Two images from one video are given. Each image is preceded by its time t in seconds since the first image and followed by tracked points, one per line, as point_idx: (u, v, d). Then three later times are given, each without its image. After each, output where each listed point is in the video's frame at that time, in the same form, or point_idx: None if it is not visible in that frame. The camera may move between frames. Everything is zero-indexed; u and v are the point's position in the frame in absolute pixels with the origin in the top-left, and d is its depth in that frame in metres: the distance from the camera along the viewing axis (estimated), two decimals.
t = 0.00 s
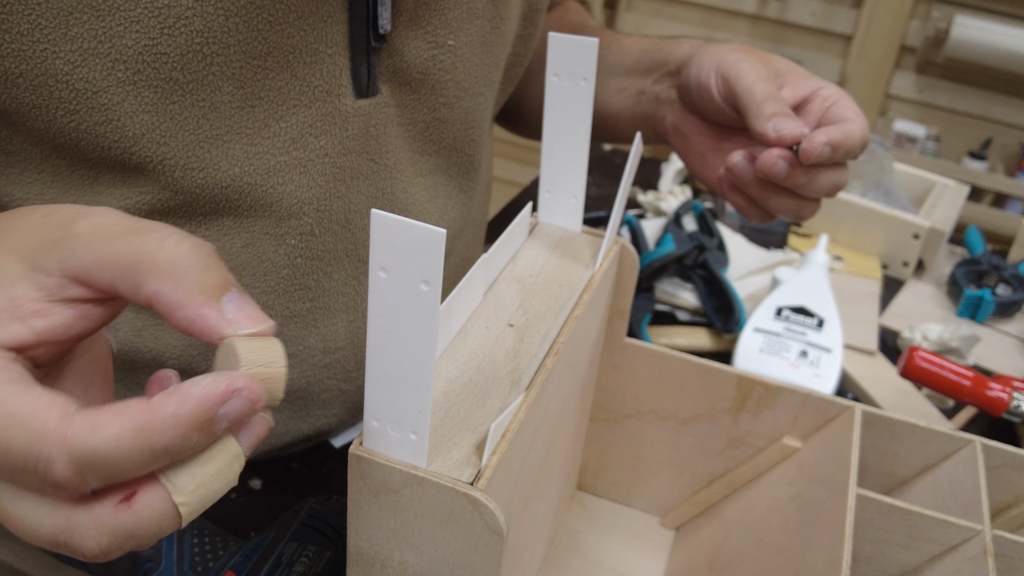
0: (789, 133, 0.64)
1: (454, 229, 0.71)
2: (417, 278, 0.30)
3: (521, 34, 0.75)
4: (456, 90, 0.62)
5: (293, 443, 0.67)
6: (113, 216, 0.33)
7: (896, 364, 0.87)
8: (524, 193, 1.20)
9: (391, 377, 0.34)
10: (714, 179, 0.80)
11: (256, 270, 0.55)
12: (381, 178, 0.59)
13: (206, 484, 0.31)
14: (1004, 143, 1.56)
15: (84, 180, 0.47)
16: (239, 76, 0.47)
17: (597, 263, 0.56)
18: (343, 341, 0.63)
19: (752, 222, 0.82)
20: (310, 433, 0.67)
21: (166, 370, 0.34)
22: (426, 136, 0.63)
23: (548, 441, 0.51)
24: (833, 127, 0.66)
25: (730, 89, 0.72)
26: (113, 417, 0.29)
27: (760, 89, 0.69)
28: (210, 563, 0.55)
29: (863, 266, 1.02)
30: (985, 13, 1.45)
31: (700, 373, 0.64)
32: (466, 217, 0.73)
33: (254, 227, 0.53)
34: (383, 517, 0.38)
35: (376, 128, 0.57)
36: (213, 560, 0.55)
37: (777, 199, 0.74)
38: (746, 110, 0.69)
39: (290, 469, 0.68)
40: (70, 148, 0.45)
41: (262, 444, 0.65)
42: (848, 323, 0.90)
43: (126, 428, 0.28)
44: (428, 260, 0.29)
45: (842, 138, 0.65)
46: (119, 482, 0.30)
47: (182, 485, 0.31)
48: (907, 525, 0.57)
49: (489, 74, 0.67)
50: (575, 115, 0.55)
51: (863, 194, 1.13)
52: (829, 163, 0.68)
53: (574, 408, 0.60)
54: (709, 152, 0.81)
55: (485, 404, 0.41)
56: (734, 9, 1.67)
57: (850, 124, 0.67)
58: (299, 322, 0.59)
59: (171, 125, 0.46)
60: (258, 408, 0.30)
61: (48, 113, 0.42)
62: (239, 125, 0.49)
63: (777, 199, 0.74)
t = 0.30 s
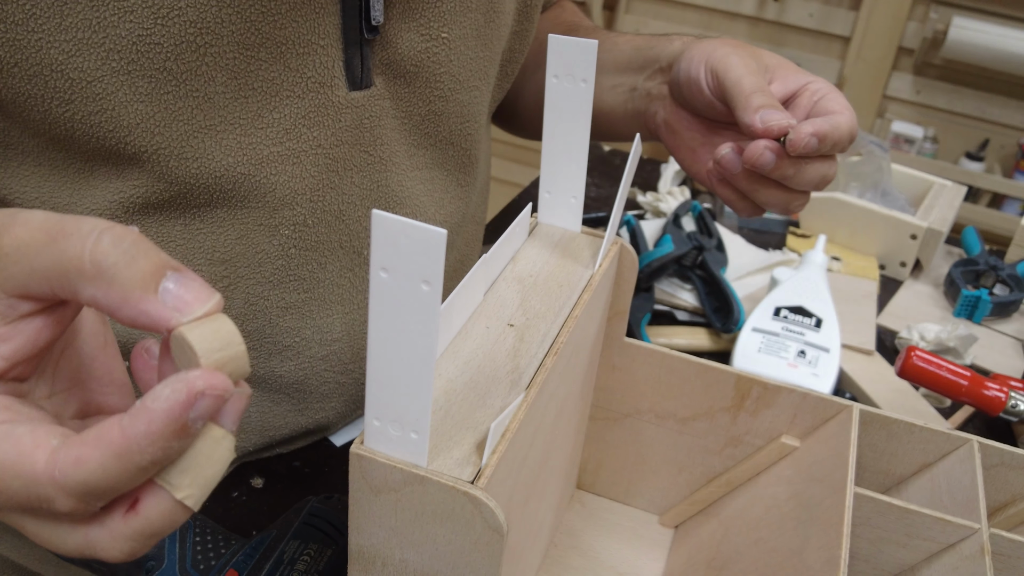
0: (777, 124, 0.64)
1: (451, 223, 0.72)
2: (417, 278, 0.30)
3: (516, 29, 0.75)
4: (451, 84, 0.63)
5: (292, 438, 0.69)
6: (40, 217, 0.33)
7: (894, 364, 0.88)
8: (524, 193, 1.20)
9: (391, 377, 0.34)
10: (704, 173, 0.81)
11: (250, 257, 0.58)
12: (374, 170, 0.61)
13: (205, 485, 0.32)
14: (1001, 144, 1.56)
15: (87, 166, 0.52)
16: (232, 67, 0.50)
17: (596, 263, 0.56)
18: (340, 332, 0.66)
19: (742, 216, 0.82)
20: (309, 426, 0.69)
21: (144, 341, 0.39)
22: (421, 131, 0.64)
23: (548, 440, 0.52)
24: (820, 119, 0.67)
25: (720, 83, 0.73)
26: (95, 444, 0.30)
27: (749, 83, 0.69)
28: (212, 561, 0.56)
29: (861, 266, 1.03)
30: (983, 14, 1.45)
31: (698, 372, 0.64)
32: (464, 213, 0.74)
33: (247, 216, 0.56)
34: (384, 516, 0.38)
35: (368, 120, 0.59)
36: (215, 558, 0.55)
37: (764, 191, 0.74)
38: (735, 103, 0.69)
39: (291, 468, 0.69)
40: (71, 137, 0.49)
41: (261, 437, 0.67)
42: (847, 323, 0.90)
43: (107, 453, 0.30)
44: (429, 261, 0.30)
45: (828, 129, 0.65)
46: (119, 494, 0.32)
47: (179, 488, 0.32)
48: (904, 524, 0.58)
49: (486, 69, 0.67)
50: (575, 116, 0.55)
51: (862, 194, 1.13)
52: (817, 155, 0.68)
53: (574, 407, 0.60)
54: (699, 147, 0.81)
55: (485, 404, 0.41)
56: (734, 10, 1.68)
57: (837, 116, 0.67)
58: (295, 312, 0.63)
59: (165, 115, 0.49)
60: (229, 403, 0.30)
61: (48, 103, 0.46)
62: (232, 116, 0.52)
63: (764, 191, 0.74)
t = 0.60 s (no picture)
0: (767, 124, 0.65)
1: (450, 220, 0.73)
2: (418, 278, 0.31)
3: (515, 29, 0.75)
4: (450, 82, 0.63)
5: (293, 435, 0.70)
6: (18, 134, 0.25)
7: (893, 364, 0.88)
8: (524, 193, 1.21)
9: (392, 377, 0.35)
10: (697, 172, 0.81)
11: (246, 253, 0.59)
12: (372, 167, 0.62)
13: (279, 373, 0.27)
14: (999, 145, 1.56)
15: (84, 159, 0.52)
16: (230, 63, 0.50)
17: (596, 263, 0.56)
18: (336, 328, 0.66)
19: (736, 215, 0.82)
20: (310, 424, 0.70)
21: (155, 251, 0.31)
22: (419, 128, 0.65)
23: (548, 439, 0.52)
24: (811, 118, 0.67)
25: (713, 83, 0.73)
26: (147, 370, 0.25)
27: (741, 83, 0.70)
28: (214, 560, 0.56)
29: (860, 266, 1.03)
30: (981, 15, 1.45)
31: (698, 372, 0.65)
32: (464, 211, 0.74)
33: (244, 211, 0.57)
34: (385, 514, 0.39)
35: (366, 117, 0.59)
36: (216, 558, 0.56)
37: (757, 191, 0.74)
38: (727, 103, 0.70)
39: (293, 468, 0.69)
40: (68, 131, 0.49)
41: (262, 435, 0.68)
42: (845, 323, 0.91)
43: (168, 378, 0.24)
44: (429, 261, 0.30)
45: (819, 128, 0.66)
46: (187, 411, 0.26)
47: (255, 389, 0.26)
48: (903, 523, 0.58)
49: (485, 68, 0.67)
50: (575, 117, 0.55)
51: (860, 195, 1.13)
52: (808, 154, 0.68)
53: (574, 407, 0.61)
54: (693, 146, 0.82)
55: (485, 403, 0.42)
56: (733, 11, 1.68)
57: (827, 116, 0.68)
58: (292, 308, 0.63)
59: (162, 110, 0.50)
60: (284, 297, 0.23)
61: (44, 97, 0.47)
62: (229, 112, 0.52)
63: (756, 191, 0.74)
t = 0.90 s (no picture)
0: (773, 128, 0.65)
1: (451, 222, 0.73)
2: (417, 278, 0.31)
3: (517, 29, 0.74)
4: (451, 83, 0.63)
5: (293, 436, 0.70)
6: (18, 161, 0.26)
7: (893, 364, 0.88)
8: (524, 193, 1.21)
9: (393, 377, 0.34)
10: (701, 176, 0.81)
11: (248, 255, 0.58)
12: (373, 169, 0.62)
13: (257, 401, 0.29)
14: (999, 144, 1.56)
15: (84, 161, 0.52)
16: (232, 65, 0.50)
17: (596, 263, 0.56)
18: (338, 330, 0.66)
19: (738, 219, 0.82)
20: (309, 425, 0.70)
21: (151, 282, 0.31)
22: (421, 130, 0.65)
23: (548, 440, 0.52)
24: (817, 123, 0.67)
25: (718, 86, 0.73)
26: (131, 399, 0.26)
27: (746, 86, 0.70)
28: (213, 561, 0.56)
29: (861, 266, 1.03)
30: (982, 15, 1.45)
31: (698, 372, 0.64)
32: (465, 212, 0.74)
33: (245, 212, 0.57)
34: (385, 515, 0.39)
35: (367, 119, 0.59)
36: (216, 558, 0.56)
37: (762, 195, 0.74)
38: (732, 107, 0.69)
39: (292, 468, 0.69)
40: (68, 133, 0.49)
41: (261, 436, 0.68)
42: (846, 323, 0.91)
43: (148, 405, 0.26)
44: (429, 261, 0.30)
45: (825, 132, 0.66)
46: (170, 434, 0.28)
47: (236, 416, 0.29)
48: (904, 523, 0.58)
49: (486, 69, 0.67)
50: (575, 116, 0.55)
51: (861, 195, 1.13)
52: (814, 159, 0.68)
53: (574, 407, 0.61)
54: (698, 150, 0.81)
55: (485, 403, 0.42)
56: (734, 11, 1.68)
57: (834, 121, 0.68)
58: (292, 310, 0.63)
59: (162, 111, 0.50)
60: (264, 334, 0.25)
61: (44, 99, 0.46)
62: (230, 113, 0.52)
63: (762, 195, 0.74)
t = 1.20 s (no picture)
0: (771, 121, 0.64)
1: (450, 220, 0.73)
2: (417, 278, 0.31)
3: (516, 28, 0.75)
4: (451, 81, 0.63)
5: (292, 435, 0.70)
6: (65, 183, 0.30)
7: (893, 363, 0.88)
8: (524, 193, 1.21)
9: (392, 378, 0.34)
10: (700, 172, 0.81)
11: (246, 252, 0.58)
12: (373, 167, 0.62)
13: (235, 441, 0.31)
14: (999, 145, 1.56)
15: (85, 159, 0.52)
16: (231, 62, 0.50)
17: (596, 263, 0.56)
18: (337, 327, 0.66)
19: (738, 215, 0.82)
20: (309, 424, 0.70)
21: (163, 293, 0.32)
22: (420, 128, 0.65)
23: (549, 439, 0.52)
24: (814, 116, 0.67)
25: (715, 81, 0.73)
26: (123, 408, 0.28)
27: (743, 81, 0.70)
28: (213, 561, 0.56)
29: (861, 266, 1.03)
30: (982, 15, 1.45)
31: (698, 372, 0.64)
32: (466, 210, 0.74)
33: (244, 210, 0.57)
34: (384, 515, 0.39)
35: (367, 117, 0.59)
36: (216, 558, 0.56)
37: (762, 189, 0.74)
38: (730, 102, 0.69)
39: (293, 468, 0.69)
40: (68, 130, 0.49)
41: (261, 435, 0.68)
42: (846, 323, 0.91)
43: (138, 414, 0.28)
44: (429, 261, 0.30)
45: (823, 125, 0.65)
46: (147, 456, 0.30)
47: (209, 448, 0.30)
48: (903, 523, 0.58)
49: (485, 67, 0.67)
50: (575, 116, 0.55)
51: (861, 194, 1.13)
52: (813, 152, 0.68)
53: (574, 407, 0.61)
54: (696, 146, 0.81)
55: (486, 403, 0.42)
56: (733, 11, 1.68)
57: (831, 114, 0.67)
58: (292, 307, 0.63)
59: (162, 109, 0.50)
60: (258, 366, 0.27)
61: (44, 96, 0.46)
62: (229, 111, 0.52)
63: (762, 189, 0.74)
